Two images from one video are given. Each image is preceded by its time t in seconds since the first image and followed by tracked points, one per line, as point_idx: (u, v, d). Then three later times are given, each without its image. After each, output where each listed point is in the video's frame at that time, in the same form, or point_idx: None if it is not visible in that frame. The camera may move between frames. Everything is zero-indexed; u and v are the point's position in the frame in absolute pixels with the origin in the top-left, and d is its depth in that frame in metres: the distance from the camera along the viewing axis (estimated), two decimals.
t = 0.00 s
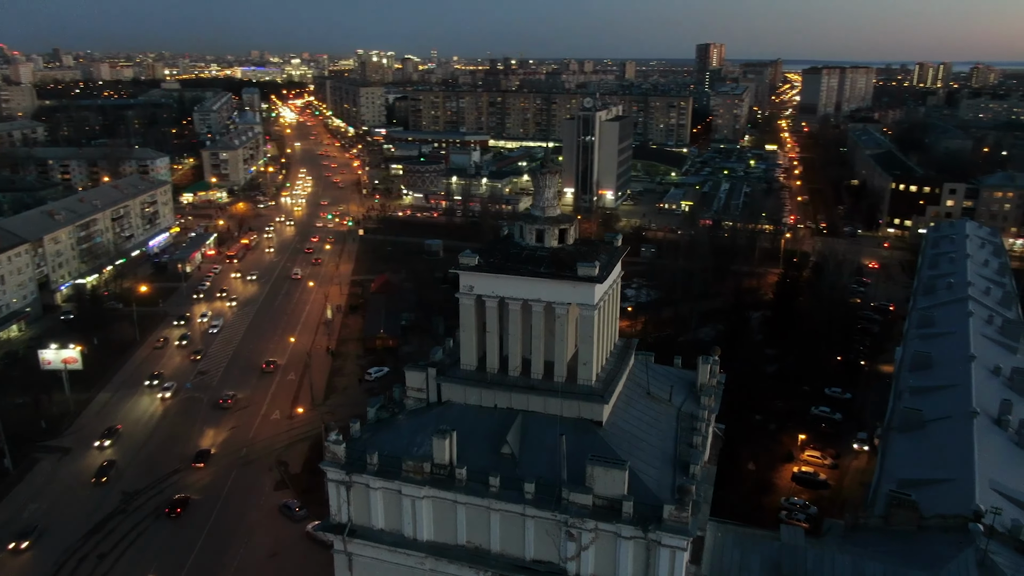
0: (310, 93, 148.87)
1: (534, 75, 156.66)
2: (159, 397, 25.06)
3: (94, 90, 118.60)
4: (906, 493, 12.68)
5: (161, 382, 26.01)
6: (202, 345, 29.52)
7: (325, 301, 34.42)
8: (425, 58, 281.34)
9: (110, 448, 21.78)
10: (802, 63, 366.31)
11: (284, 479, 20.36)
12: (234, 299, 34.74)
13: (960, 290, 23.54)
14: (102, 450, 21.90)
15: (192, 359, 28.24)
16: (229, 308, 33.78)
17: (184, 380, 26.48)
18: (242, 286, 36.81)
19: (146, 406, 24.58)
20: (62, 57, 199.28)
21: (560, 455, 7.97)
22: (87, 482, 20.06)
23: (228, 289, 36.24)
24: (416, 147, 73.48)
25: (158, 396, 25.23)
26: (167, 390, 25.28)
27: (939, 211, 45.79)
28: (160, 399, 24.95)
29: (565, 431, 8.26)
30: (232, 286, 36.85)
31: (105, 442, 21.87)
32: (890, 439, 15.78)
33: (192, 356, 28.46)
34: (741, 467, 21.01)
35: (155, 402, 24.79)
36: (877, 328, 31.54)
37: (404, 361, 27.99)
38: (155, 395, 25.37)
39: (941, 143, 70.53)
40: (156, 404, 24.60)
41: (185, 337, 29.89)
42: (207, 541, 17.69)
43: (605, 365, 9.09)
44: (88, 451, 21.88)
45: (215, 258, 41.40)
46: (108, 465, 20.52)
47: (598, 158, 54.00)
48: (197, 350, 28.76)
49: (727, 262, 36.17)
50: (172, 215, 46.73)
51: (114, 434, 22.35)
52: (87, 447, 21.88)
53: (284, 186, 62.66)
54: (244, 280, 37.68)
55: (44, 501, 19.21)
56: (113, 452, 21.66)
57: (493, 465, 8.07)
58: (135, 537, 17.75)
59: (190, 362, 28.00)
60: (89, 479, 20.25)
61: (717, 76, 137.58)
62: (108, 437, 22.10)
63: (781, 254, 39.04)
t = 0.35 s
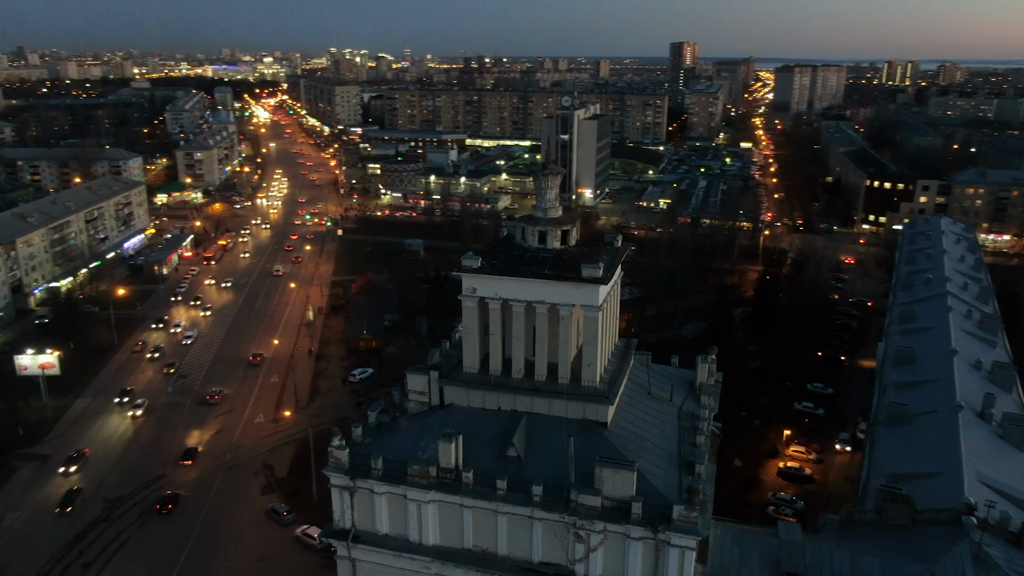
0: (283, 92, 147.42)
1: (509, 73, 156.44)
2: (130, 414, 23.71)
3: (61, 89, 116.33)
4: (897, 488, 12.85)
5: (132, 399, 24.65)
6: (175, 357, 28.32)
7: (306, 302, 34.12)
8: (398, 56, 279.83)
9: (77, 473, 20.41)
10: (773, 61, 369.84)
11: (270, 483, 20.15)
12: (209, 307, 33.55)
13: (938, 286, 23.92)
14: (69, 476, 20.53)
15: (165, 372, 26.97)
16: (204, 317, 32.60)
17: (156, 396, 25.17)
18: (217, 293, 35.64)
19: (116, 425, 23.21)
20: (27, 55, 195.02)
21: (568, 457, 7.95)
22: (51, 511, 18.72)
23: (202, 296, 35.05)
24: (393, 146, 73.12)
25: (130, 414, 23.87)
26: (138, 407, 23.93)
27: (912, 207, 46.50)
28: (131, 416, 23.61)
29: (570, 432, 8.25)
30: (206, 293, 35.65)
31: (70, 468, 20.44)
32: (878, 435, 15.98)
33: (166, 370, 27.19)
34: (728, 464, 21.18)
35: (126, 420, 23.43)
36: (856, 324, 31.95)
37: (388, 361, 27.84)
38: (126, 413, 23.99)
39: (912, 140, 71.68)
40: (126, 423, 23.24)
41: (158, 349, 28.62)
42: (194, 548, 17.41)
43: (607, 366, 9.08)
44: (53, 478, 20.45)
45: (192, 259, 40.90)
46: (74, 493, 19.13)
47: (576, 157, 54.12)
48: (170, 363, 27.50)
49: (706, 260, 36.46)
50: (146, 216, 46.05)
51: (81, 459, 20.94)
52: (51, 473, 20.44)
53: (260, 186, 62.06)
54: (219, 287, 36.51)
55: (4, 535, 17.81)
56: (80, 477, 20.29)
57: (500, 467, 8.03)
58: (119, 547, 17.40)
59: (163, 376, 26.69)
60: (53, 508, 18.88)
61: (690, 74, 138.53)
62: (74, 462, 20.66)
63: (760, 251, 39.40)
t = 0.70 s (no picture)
0: (257, 91, 145.90)
1: (485, 71, 156.07)
2: (102, 433, 22.51)
3: (28, 87, 114.03)
4: (888, 482, 13.02)
5: (104, 417, 23.42)
6: (150, 370, 27.07)
7: (288, 303, 33.80)
8: (373, 55, 278.03)
9: (43, 501, 19.16)
10: (747, 59, 373.08)
11: (257, 487, 19.96)
12: (185, 316, 32.29)
13: (918, 281, 24.28)
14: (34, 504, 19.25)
15: (139, 387, 25.73)
16: (180, 327, 31.32)
17: (129, 412, 23.97)
18: (192, 301, 34.33)
19: (86, 446, 21.97)
20: None
21: (575, 458, 7.93)
22: (16, 543, 17.49)
23: (177, 304, 33.74)
24: (371, 145, 72.70)
25: (101, 432, 22.67)
26: (110, 425, 22.76)
27: (888, 204, 47.18)
28: (102, 436, 22.41)
29: (576, 433, 8.24)
30: (181, 301, 34.35)
31: (36, 495, 19.20)
32: (866, 430, 16.16)
33: (140, 384, 25.98)
34: (716, 460, 21.32)
35: (97, 439, 22.26)
36: (836, 320, 32.33)
37: (373, 362, 27.67)
38: (98, 431, 22.81)
39: (886, 137, 72.71)
40: (97, 444, 22.00)
41: (131, 361, 27.43)
42: (182, 553, 17.20)
43: (609, 366, 9.09)
44: (18, 506, 19.22)
45: (169, 261, 40.36)
46: (39, 523, 17.87)
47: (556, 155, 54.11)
48: (145, 377, 26.28)
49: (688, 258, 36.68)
50: (122, 217, 45.34)
51: (48, 484, 19.71)
52: (16, 501, 19.20)
53: (236, 186, 61.36)
54: (194, 294, 35.21)
55: None
56: (46, 505, 19.03)
57: (506, 469, 8.01)
58: (104, 554, 17.12)
59: (138, 391, 25.51)
60: (18, 540, 17.61)
61: (666, 73, 139.16)
62: (40, 489, 19.42)
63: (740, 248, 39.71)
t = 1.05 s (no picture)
0: (232, 90, 144.38)
1: (462, 70, 155.73)
2: (74, 454, 21.33)
3: None
4: (881, 477, 13.18)
5: (76, 436, 22.21)
6: (126, 384, 25.85)
7: (271, 305, 33.48)
8: (349, 53, 275.88)
9: (9, 531, 17.92)
10: (723, 57, 375.33)
11: (246, 490, 19.75)
12: (162, 326, 31.06)
13: (900, 277, 24.60)
14: None
15: (114, 403, 24.55)
16: (157, 337, 30.10)
17: (104, 431, 22.74)
18: (169, 309, 33.13)
19: (57, 469, 20.74)
20: None
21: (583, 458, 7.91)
22: None
23: (154, 313, 32.48)
24: (350, 144, 72.23)
25: (73, 453, 21.48)
26: (83, 445, 21.57)
27: (866, 200, 47.76)
28: (74, 457, 21.22)
29: (584, 434, 8.22)
30: (159, 307, 33.42)
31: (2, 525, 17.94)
32: (855, 425, 16.33)
33: (116, 400, 24.76)
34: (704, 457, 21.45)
35: (70, 461, 21.05)
36: (818, 316, 32.66)
37: (359, 363, 27.51)
38: (70, 452, 21.59)
39: (862, 135, 73.60)
40: (69, 466, 20.80)
41: (105, 374, 26.20)
42: (171, 559, 16.96)
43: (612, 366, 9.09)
44: None
45: (149, 262, 39.85)
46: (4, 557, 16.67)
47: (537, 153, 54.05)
48: (121, 391, 25.09)
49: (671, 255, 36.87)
50: (98, 219, 44.69)
51: (15, 513, 18.44)
52: None
53: (215, 186, 60.69)
54: (171, 302, 34.02)
55: None
56: (12, 536, 17.79)
57: (513, 472, 7.99)
58: (90, 563, 16.81)
59: (112, 407, 24.33)
60: None
61: (643, 71, 139.77)
62: (7, 518, 18.16)
63: (722, 246, 39.98)
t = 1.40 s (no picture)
0: (204, 88, 142.57)
1: (437, 68, 155.23)
2: (42, 480, 20.05)
3: None
4: (873, 471, 13.34)
5: (45, 460, 20.93)
6: (104, 393, 25.14)
7: (251, 306, 33.12)
8: (322, 51, 273.51)
9: None
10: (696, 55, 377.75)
11: (232, 495, 19.51)
12: (137, 337, 29.74)
13: (881, 273, 24.95)
14: None
15: (85, 421, 23.24)
16: (131, 349, 28.89)
17: (77, 451, 21.59)
18: (143, 317, 31.98)
19: (23, 497, 19.44)
20: None
21: (593, 459, 7.89)
22: None
23: (126, 323, 31.09)
24: (326, 143, 71.70)
25: (41, 479, 20.19)
26: (52, 470, 20.27)
27: (842, 197, 48.40)
28: (42, 483, 19.95)
29: (592, 435, 8.21)
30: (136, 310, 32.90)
31: None
32: (844, 420, 16.52)
33: (87, 418, 23.50)
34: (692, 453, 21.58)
35: (37, 488, 19.74)
36: (799, 312, 33.01)
37: (343, 364, 27.30)
38: (38, 479, 20.29)
39: (836, 132, 74.59)
40: (36, 493, 19.50)
41: (76, 392, 24.87)
42: (158, 565, 16.72)
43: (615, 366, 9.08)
44: None
45: (124, 264, 39.22)
46: None
47: (516, 152, 54.00)
48: (93, 409, 23.79)
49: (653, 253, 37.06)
50: (71, 220, 43.90)
51: None
52: None
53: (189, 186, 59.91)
54: (145, 310, 32.82)
55: None
56: None
57: (522, 474, 7.95)
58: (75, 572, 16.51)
59: (83, 426, 23.01)
60: None
61: (618, 69, 140.29)
62: None
63: (702, 243, 40.29)
